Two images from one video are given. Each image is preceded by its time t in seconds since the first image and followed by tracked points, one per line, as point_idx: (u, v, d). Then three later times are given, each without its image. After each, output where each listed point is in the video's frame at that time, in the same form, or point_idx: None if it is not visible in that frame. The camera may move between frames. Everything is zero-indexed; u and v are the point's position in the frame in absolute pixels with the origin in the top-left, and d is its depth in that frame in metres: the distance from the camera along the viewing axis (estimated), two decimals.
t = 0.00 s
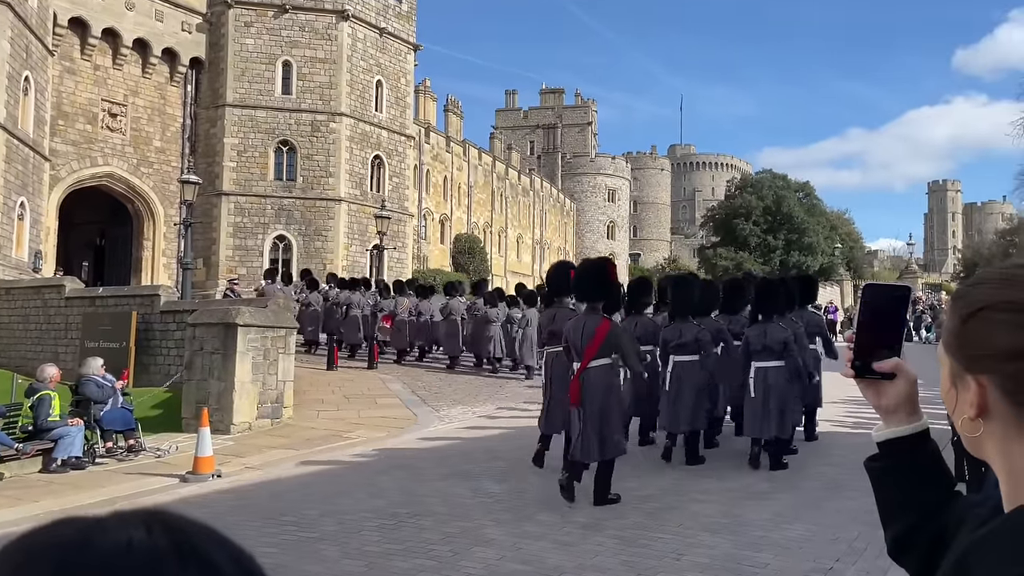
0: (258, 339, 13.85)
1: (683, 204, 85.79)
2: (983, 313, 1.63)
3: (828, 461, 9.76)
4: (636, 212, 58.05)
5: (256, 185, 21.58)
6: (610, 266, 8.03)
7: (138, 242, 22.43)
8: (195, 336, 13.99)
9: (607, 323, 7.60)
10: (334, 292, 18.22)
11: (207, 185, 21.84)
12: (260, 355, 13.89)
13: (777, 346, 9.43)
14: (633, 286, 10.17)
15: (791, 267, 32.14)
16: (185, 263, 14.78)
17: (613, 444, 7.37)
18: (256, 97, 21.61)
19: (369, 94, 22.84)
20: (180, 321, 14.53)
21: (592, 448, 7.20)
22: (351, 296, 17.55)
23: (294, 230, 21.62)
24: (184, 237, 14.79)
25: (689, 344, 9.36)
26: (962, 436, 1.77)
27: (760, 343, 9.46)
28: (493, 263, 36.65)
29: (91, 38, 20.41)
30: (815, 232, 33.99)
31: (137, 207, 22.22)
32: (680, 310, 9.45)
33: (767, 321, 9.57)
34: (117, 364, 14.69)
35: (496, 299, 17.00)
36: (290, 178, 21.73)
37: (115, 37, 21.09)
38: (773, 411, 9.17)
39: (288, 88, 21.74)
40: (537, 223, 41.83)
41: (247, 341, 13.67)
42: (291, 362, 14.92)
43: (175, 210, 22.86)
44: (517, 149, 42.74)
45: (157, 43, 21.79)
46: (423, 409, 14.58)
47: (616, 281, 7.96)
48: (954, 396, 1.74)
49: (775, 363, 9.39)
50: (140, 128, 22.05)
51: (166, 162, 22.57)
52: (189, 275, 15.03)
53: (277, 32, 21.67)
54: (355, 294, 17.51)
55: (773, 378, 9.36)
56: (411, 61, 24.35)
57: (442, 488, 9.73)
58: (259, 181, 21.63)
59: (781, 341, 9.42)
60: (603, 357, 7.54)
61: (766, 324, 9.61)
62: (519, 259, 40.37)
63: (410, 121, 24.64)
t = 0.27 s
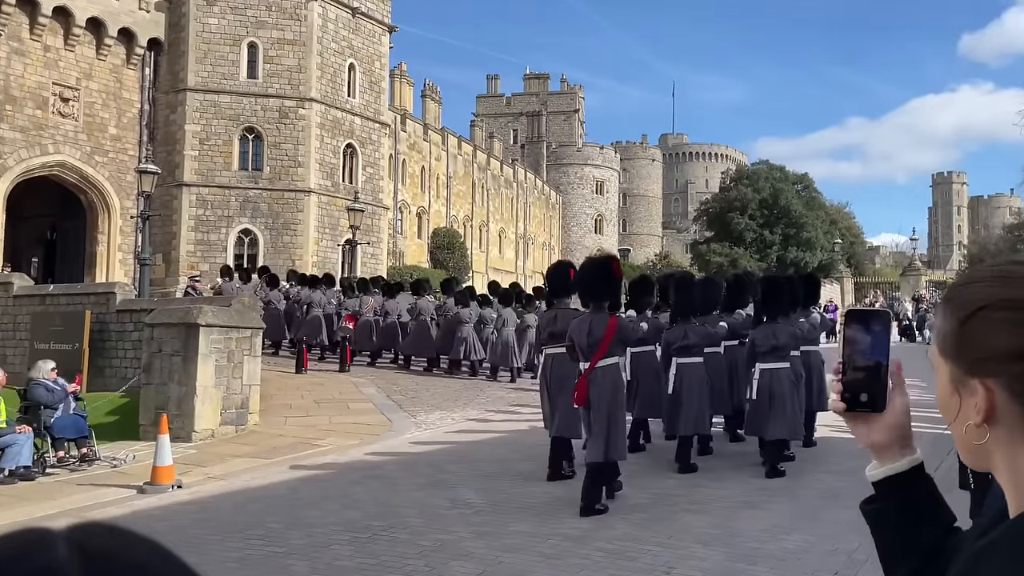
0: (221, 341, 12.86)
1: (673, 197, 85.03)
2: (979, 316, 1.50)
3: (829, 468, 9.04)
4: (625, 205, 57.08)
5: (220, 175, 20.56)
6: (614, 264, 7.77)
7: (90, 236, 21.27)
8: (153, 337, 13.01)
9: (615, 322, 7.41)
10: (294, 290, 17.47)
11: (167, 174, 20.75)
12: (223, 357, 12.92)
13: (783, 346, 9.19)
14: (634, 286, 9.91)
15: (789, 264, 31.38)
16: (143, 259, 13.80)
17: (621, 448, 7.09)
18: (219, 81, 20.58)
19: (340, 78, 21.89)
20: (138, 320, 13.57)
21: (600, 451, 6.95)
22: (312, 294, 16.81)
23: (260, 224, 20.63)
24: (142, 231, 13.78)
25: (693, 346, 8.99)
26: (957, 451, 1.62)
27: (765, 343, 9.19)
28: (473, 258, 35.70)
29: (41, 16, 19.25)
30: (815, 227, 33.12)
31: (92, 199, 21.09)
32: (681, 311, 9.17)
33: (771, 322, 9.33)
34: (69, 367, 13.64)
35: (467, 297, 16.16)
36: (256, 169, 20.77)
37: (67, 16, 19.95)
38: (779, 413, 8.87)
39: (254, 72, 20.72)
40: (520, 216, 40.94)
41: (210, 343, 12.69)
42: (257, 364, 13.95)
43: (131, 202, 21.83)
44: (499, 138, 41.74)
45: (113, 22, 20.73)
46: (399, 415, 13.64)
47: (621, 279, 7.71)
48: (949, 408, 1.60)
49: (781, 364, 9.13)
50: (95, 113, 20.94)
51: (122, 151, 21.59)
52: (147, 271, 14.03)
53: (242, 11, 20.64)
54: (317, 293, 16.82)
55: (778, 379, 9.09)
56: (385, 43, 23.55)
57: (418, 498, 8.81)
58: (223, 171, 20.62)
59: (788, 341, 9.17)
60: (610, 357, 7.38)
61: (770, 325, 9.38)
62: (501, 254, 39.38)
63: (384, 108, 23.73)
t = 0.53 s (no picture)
0: (180, 342, 11.88)
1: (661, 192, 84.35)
2: (993, 308, 1.39)
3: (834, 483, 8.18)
4: (620, 197, 55.89)
5: (179, 165, 19.54)
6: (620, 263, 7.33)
7: (37, 229, 20.06)
8: (105, 339, 12.00)
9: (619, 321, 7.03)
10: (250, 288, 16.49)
11: (122, 163, 19.69)
12: (182, 360, 11.90)
13: (786, 344, 8.40)
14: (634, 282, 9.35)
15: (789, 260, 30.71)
16: (96, 255, 12.76)
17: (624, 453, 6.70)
18: (178, 62, 19.58)
19: (310, 60, 20.99)
20: (91, 321, 12.56)
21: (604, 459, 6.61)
22: (266, 291, 15.75)
23: (223, 216, 19.67)
24: (94, 225, 12.73)
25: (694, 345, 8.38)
26: (955, 459, 1.48)
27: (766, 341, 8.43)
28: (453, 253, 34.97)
29: None
30: (816, 221, 32.51)
31: (40, 188, 19.93)
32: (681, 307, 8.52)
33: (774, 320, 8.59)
34: (16, 372, 12.54)
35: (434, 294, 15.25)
36: (218, 157, 19.74)
37: None
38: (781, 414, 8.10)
39: (217, 53, 19.74)
40: (503, 209, 40.02)
41: (168, 345, 11.72)
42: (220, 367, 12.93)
43: (83, 193, 20.66)
44: (480, 126, 40.59)
45: None
46: (373, 422, 12.67)
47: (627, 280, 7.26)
48: (960, 414, 1.45)
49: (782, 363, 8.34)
50: (43, 97, 19.69)
51: (73, 138, 20.48)
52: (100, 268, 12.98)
53: None
54: (271, 290, 15.77)
55: (779, 380, 8.31)
56: (357, 22, 22.58)
57: (393, 512, 7.82)
58: (183, 159, 19.56)
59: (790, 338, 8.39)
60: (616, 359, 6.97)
61: (772, 323, 8.59)
62: (484, 250, 38.35)
63: (358, 92, 22.82)
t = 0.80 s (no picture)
0: (133, 345, 10.75)
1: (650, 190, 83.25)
2: (1004, 302, 1.39)
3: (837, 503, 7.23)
4: (613, 186, 54.44)
5: (132, 150, 19.18)
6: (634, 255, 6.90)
7: None
8: (49, 341, 10.84)
9: (629, 316, 6.59)
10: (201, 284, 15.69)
11: (70, 147, 19.37)
12: (136, 365, 10.81)
13: (798, 346, 7.52)
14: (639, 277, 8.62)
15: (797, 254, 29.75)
16: (40, 249, 11.68)
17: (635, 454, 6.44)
18: (132, 38, 19.23)
19: (274, 37, 20.55)
20: (35, 321, 11.49)
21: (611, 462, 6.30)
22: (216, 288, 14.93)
23: (180, 206, 19.35)
24: (39, 215, 11.66)
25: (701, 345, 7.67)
26: (957, 461, 1.53)
27: (777, 341, 7.57)
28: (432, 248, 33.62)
29: None
30: (826, 213, 31.45)
31: None
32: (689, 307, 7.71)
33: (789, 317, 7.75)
34: None
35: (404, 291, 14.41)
36: (175, 143, 19.43)
37: None
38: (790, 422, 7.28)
39: (174, 29, 19.45)
40: (486, 201, 39.06)
41: (119, 348, 10.59)
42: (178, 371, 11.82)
43: (26, 181, 19.18)
44: (460, 108, 39.74)
45: None
46: (345, 432, 11.56)
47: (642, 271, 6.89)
48: (966, 414, 1.49)
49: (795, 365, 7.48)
50: None
51: (17, 121, 19.04)
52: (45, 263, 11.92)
53: None
54: (221, 286, 14.96)
55: (790, 383, 7.45)
56: None
57: (368, 530, 6.61)
58: (136, 145, 19.22)
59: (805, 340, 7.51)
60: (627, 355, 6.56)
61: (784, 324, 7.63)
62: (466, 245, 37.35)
63: (328, 72, 22.17)
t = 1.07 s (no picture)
0: (91, 348, 9.41)
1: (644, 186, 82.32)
2: (1009, 297, 1.25)
3: (856, 514, 6.48)
4: (608, 176, 53.38)
5: (90, 138, 18.72)
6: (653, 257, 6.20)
7: None
8: None
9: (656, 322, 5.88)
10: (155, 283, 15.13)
11: (24, 136, 18.79)
12: (94, 370, 9.50)
13: (820, 348, 7.12)
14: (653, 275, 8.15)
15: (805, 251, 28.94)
16: None
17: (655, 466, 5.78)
18: (89, 16, 18.68)
19: (243, 17, 20.08)
20: None
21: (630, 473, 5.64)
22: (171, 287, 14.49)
23: (142, 199, 18.91)
24: None
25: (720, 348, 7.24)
26: (963, 469, 1.40)
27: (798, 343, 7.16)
28: (412, 242, 32.74)
29: None
30: (836, 206, 30.46)
31: None
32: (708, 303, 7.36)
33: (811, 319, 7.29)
34: None
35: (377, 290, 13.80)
36: (137, 130, 18.91)
37: None
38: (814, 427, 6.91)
39: (134, 8, 18.89)
40: (471, 192, 38.38)
41: (76, 352, 9.26)
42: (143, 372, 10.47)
43: None
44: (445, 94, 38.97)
45: None
46: (320, 442, 10.71)
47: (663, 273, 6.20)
48: (966, 417, 1.35)
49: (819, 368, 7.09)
50: None
51: None
52: None
53: None
54: (176, 285, 14.48)
55: (815, 387, 7.05)
56: None
57: (344, 545, 5.74)
58: (94, 132, 18.74)
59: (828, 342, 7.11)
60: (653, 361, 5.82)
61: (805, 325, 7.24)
62: (449, 240, 36.95)
63: (301, 55, 21.64)
